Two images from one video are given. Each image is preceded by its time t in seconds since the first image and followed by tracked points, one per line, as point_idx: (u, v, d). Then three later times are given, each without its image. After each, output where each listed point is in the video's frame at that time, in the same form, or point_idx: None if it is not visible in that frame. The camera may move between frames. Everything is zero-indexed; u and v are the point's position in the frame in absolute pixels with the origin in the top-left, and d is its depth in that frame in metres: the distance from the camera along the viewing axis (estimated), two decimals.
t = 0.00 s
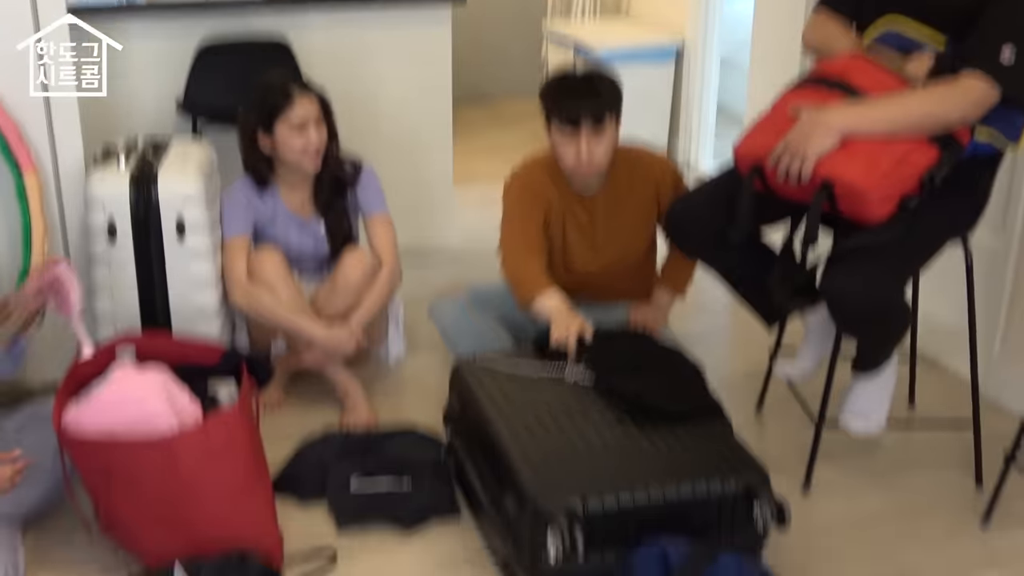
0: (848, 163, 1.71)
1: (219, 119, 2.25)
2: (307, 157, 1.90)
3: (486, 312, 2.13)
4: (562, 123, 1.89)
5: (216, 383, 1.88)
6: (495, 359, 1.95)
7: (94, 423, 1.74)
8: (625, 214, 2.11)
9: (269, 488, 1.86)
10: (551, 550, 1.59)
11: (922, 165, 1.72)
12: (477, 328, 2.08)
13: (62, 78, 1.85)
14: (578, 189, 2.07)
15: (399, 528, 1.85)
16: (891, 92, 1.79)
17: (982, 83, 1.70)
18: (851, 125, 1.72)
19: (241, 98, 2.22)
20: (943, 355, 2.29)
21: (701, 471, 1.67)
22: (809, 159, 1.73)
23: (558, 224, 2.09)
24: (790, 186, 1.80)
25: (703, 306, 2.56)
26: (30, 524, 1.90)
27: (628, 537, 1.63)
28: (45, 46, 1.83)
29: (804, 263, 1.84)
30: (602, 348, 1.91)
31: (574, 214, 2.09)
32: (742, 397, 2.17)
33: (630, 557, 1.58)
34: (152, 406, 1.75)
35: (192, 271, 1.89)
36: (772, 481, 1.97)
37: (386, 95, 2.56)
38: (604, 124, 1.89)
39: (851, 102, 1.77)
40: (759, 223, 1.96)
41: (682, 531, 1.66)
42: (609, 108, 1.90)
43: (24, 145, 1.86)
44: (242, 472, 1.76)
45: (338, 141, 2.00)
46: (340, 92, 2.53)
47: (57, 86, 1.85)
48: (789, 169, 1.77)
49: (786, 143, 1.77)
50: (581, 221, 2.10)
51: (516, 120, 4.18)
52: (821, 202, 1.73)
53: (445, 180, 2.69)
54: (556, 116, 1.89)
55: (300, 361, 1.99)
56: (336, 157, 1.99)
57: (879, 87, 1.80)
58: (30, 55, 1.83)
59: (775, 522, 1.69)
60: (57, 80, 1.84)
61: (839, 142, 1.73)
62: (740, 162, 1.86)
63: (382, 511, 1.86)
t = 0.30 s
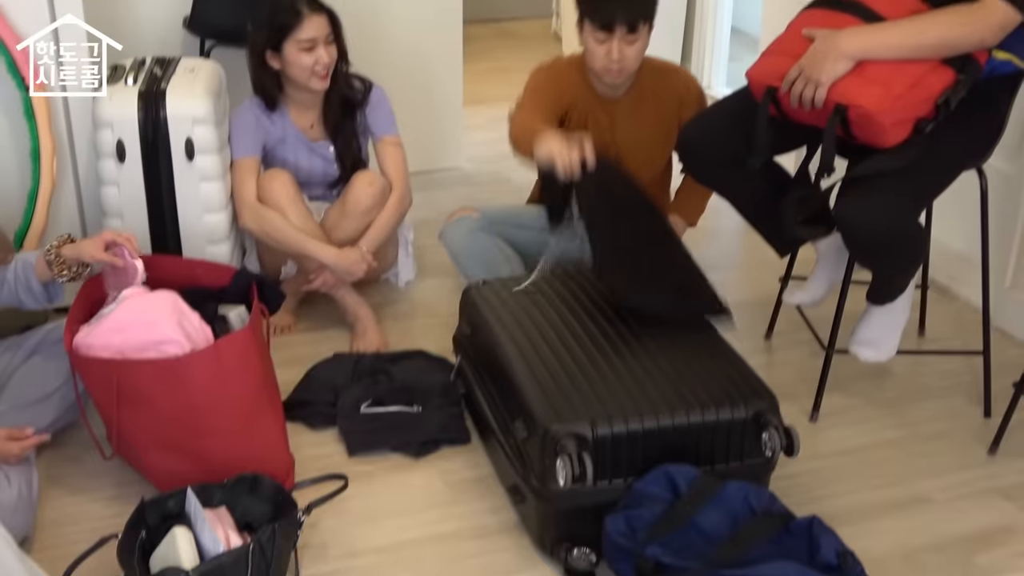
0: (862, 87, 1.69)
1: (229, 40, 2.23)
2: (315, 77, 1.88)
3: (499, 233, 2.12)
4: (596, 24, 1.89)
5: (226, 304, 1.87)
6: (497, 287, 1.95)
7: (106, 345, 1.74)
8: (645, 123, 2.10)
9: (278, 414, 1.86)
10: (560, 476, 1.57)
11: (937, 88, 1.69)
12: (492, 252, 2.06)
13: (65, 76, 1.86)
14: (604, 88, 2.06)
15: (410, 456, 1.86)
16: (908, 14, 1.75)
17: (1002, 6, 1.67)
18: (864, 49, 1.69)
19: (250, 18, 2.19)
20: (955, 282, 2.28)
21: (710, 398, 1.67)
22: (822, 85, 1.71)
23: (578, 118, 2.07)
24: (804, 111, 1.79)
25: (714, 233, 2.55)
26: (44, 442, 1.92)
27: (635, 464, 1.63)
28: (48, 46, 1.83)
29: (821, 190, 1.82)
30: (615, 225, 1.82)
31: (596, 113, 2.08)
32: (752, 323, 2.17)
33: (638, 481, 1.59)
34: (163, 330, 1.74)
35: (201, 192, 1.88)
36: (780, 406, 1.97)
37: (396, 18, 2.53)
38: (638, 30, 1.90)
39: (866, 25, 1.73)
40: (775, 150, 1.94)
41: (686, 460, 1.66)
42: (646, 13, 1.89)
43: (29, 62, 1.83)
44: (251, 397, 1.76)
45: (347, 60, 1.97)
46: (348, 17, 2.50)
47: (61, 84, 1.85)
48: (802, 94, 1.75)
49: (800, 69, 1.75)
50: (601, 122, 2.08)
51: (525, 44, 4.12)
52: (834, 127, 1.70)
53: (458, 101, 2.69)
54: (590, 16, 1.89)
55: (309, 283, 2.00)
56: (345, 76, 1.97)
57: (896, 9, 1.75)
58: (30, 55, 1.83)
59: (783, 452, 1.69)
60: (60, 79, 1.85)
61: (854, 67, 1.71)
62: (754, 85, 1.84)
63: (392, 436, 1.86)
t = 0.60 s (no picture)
0: (869, 93, 1.68)
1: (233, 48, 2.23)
2: (320, 82, 1.88)
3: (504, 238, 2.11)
4: (603, 26, 1.91)
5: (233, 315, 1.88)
6: (501, 295, 1.96)
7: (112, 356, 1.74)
8: (649, 125, 2.05)
9: (283, 424, 1.85)
10: (566, 485, 1.57)
11: (942, 93, 1.69)
12: (498, 257, 2.05)
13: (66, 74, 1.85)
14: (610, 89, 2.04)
15: (415, 465, 1.85)
16: (915, 19, 1.74)
17: (1005, 14, 1.69)
18: (870, 56, 1.68)
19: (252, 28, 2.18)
20: (960, 288, 2.27)
21: (715, 406, 1.67)
22: (828, 91, 1.69)
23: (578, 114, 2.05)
24: (809, 117, 1.77)
25: (718, 239, 2.55)
26: (49, 453, 1.91)
27: (641, 473, 1.63)
28: (48, 45, 1.83)
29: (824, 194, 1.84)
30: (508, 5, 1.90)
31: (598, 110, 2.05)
32: (757, 331, 2.17)
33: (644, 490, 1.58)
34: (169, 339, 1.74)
35: (207, 199, 1.89)
36: (786, 414, 1.97)
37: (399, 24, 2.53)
38: (642, 35, 1.90)
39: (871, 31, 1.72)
40: (780, 155, 1.93)
41: (693, 468, 1.66)
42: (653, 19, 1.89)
43: (34, 68, 1.84)
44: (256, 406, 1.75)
45: (351, 66, 1.97)
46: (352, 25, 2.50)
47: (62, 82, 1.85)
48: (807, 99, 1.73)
49: (804, 74, 1.73)
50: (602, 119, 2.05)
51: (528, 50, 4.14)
52: (841, 133, 1.70)
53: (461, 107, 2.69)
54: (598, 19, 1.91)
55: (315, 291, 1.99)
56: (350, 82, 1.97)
57: (902, 14, 1.75)
58: (31, 55, 1.83)
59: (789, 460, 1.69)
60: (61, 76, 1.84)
61: (859, 73, 1.70)
62: (758, 90, 1.82)
63: (398, 446, 1.86)
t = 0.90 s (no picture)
0: (853, 162, 1.68)
1: (223, 120, 2.28)
2: (309, 153, 1.89)
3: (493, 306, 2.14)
4: (580, 97, 1.93)
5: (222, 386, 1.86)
6: (493, 367, 1.96)
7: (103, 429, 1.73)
8: (631, 196, 2.08)
9: (275, 495, 1.84)
10: (558, 554, 1.57)
11: (926, 158, 1.69)
12: (486, 326, 2.07)
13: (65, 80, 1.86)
14: (591, 161, 2.05)
15: (406, 536, 1.84)
16: (894, 86, 1.73)
17: (986, 76, 1.66)
18: (853, 123, 1.68)
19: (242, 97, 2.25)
20: (949, 351, 2.29)
21: (707, 473, 1.67)
22: (813, 159, 1.69)
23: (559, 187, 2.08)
24: (794, 185, 1.77)
25: (708, 305, 2.57)
26: (36, 529, 1.90)
27: (634, 542, 1.62)
28: (45, 46, 1.84)
29: (812, 262, 1.83)
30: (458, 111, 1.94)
31: (580, 184, 2.07)
32: (748, 397, 2.18)
33: (635, 562, 1.58)
34: (159, 412, 1.74)
35: (197, 272, 1.89)
36: (779, 480, 1.97)
37: (391, 92, 2.58)
38: (618, 104, 1.92)
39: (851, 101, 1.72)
40: (767, 223, 1.94)
41: (685, 536, 1.65)
42: (628, 88, 1.92)
43: (26, 142, 1.86)
44: (246, 478, 1.74)
45: (341, 137, 1.99)
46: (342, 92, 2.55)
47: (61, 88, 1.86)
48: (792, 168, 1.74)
49: (789, 143, 1.73)
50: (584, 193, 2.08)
51: (519, 118, 4.23)
52: (826, 201, 1.70)
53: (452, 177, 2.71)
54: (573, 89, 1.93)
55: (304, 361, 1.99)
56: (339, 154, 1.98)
57: (883, 81, 1.74)
58: (30, 54, 1.84)
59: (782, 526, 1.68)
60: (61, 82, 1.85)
61: (843, 142, 1.69)
62: (745, 160, 1.83)
63: (388, 517, 1.85)
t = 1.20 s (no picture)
0: (840, 196, 1.70)
1: (212, 147, 2.33)
2: (297, 181, 1.90)
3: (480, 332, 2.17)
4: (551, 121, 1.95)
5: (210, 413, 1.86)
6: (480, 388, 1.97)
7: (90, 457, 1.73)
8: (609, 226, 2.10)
9: (263, 521, 1.84)
10: None
11: (914, 186, 1.70)
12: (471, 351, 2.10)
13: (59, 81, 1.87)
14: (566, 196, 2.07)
15: (394, 563, 1.84)
16: (880, 114, 1.74)
17: (970, 97, 1.64)
18: (836, 160, 1.68)
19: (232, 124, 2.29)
20: (935, 376, 2.31)
21: (695, 498, 1.67)
22: (800, 196, 1.71)
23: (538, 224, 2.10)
24: (783, 216, 1.78)
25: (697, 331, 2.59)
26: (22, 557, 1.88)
27: (623, 567, 1.62)
28: (41, 46, 1.85)
29: (799, 287, 1.84)
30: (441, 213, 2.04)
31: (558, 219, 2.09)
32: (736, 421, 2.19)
33: None
34: (146, 438, 1.74)
35: (186, 298, 1.89)
36: (767, 505, 1.98)
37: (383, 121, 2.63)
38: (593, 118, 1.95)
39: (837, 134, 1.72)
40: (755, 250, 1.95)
41: (674, 561, 1.65)
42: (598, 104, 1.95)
43: (15, 170, 1.87)
44: (235, 504, 1.74)
45: (330, 165, 2.01)
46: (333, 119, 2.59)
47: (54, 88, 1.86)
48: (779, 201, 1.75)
49: (775, 178, 1.74)
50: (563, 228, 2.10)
51: (506, 143, 4.28)
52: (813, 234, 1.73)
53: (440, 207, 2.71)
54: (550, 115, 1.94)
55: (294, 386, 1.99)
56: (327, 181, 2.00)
57: (867, 110, 1.74)
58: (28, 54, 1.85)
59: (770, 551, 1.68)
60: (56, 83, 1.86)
61: (828, 176, 1.70)
62: (732, 192, 1.84)
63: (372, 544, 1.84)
